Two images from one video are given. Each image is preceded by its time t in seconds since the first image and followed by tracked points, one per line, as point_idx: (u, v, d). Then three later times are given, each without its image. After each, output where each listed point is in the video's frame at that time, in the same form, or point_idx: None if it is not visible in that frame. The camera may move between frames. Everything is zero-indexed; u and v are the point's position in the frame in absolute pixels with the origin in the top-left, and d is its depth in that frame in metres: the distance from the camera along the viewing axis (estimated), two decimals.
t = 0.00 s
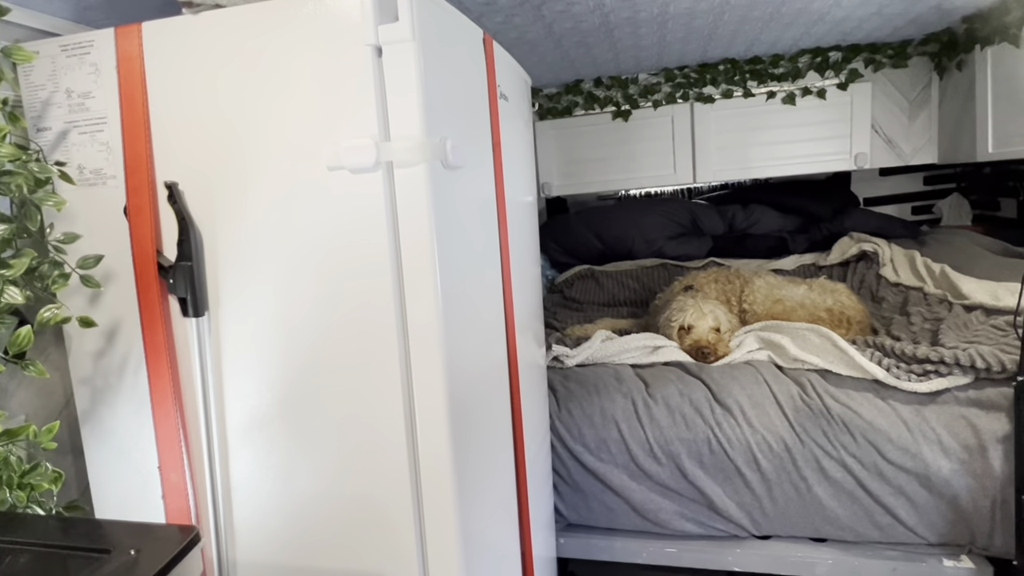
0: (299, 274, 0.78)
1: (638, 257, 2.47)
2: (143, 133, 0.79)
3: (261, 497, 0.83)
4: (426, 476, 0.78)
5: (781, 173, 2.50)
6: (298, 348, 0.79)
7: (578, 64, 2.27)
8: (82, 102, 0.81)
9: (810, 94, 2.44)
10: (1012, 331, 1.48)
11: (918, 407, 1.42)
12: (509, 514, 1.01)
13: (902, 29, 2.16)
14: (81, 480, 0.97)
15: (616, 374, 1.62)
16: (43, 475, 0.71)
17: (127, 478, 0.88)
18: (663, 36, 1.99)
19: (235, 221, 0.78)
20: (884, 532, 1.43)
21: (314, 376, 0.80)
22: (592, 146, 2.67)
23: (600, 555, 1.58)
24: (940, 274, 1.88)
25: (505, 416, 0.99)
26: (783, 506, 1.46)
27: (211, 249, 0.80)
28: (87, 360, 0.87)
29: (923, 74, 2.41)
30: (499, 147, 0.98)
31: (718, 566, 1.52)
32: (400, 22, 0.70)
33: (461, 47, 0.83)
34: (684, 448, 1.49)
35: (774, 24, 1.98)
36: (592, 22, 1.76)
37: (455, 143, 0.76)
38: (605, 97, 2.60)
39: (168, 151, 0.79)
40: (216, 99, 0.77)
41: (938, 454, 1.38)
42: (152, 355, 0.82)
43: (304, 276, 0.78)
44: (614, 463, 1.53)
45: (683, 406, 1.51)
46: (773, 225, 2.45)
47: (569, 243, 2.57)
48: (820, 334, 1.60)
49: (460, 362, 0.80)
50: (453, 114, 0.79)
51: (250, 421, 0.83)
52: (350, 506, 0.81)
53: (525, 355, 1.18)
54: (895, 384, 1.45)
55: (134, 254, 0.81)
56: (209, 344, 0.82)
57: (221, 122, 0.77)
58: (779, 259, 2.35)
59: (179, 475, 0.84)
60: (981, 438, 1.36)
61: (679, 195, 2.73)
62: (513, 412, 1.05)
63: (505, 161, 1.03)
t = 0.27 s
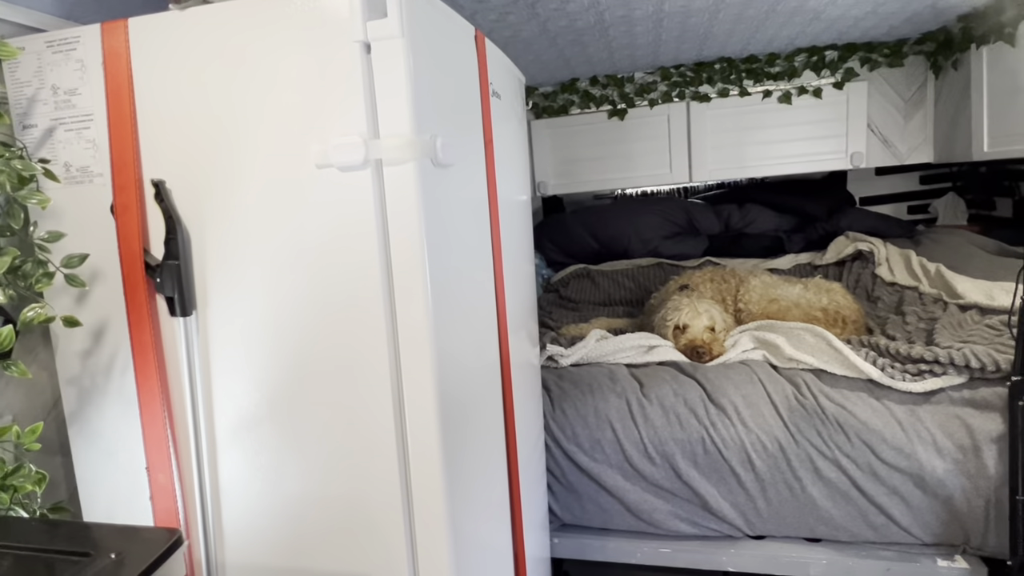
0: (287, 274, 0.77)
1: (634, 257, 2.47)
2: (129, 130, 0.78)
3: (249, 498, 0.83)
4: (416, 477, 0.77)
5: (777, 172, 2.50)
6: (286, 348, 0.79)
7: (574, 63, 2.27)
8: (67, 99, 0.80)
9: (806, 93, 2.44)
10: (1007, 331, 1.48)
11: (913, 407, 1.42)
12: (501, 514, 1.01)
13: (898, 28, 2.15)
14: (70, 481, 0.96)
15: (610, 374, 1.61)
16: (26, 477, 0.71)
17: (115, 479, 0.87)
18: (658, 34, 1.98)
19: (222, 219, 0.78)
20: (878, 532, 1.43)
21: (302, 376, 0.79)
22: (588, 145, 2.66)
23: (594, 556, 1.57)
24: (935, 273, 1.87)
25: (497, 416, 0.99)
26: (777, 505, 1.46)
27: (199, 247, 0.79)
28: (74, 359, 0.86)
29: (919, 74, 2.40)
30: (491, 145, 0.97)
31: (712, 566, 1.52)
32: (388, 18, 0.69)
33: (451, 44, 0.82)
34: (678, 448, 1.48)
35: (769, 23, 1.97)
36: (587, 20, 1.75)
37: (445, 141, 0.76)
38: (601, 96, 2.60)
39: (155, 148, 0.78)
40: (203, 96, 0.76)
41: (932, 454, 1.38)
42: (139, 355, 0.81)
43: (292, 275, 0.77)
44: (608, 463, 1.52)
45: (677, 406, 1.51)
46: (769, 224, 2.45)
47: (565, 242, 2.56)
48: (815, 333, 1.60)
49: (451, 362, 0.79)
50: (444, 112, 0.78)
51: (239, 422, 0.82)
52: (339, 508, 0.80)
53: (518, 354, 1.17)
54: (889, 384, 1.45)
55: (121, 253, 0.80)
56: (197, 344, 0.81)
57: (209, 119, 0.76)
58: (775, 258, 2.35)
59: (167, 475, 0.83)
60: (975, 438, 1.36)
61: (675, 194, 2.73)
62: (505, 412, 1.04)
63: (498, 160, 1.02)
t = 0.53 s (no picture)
0: (277, 271, 0.76)
1: (629, 255, 2.47)
2: (116, 126, 0.78)
3: (239, 498, 0.82)
4: (407, 477, 0.76)
5: (772, 170, 2.50)
6: (275, 346, 0.78)
7: (569, 60, 2.26)
8: (54, 94, 0.79)
9: (801, 91, 2.44)
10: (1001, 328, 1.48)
11: (907, 405, 1.42)
12: (494, 513, 1.00)
13: (893, 26, 2.15)
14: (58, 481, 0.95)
15: (605, 372, 1.61)
16: (11, 477, 0.71)
17: (103, 479, 0.86)
18: (654, 32, 1.98)
19: (211, 216, 0.77)
20: (873, 530, 1.43)
21: (292, 375, 0.78)
22: (583, 143, 2.65)
23: (589, 555, 1.57)
24: (930, 271, 1.87)
25: (489, 415, 0.98)
26: (772, 504, 1.46)
27: (187, 245, 0.78)
28: (61, 358, 0.85)
29: (913, 72, 2.40)
30: (483, 142, 0.96)
31: (707, 565, 1.51)
32: (378, 12, 0.68)
33: (442, 39, 0.82)
34: (673, 447, 1.48)
35: (765, 20, 1.97)
36: (581, 17, 1.75)
37: (435, 137, 0.75)
38: (596, 94, 2.59)
39: (143, 144, 0.78)
40: (192, 92, 0.75)
41: (926, 452, 1.38)
42: (127, 353, 0.80)
43: (282, 272, 0.76)
44: (603, 462, 1.52)
45: (672, 404, 1.51)
46: (764, 222, 2.44)
47: (560, 240, 2.56)
48: (810, 332, 1.59)
49: (442, 360, 0.78)
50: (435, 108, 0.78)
51: (228, 421, 0.81)
52: (329, 508, 0.80)
53: (512, 352, 1.16)
54: (884, 382, 1.44)
55: (108, 250, 0.79)
56: (186, 342, 0.80)
57: (197, 115, 0.75)
58: (770, 256, 2.35)
59: (156, 475, 0.82)
60: (969, 436, 1.36)
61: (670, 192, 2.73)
62: (499, 411, 1.04)
63: (490, 156, 1.01)
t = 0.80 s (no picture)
0: (264, 269, 0.76)
1: (622, 253, 2.47)
2: (101, 122, 0.77)
3: (228, 497, 0.81)
4: (397, 475, 0.76)
5: (764, 168, 2.51)
6: (263, 344, 0.77)
7: (560, 58, 2.26)
8: (37, 90, 0.78)
9: (792, 89, 2.44)
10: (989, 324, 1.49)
11: (897, 401, 1.42)
12: (485, 511, 1.00)
13: (883, 23, 2.16)
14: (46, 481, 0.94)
15: (597, 369, 1.61)
16: None
17: (90, 479, 0.85)
18: (645, 29, 1.98)
19: (198, 213, 0.76)
20: (863, 525, 1.43)
21: (280, 372, 0.78)
22: (575, 141, 2.65)
23: (582, 552, 1.57)
24: (920, 267, 1.88)
25: (480, 412, 0.98)
26: (763, 500, 1.46)
27: (174, 242, 0.77)
28: (46, 357, 0.84)
29: (903, 70, 2.41)
30: (473, 139, 0.96)
31: (699, 561, 1.51)
32: (365, 7, 0.68)
33: (430, 34, 0.81)
34: (665, 444, 1.48)
35: (756, 18, 1.97)
36: (573, 14, 1.74)
37: (424, 133, 0.75)
38: (588, 92, 2.58)
39: (129, 141, 0.77)
40: (178, 88, 0.75)
41: (916, 448, 1.38)
42: (113, 352, 0.80)
43: (269, 269, 0.76)
44: (595, 459, 1.52)
45: (664, 401, 1.51)
46: (756, 220, 2.45)
47: (553, 238, 2.56)
48: (801, 328, 1.60)
49: (432, 357, 0.78)
50: (423, 103, 0.77)
51: (216, 420, 0.80)
52: (318, 506, 0.79)
53: (503, 350, 1.16)
54: (874, 378, 1.45)
55: (94, 247, 0.78)
56: (173, 341, 0.80)
57: (183, 111, 0.75)
58: (762, 254, 2.35)
59: (143, 475, 0.82)
60: (958, 431, 1.37)
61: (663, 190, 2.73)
62: (490, 409, 1.03)
63: (480, 153, 1.01)
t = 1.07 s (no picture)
0: (257, 272, 0.76)
1: (613, 253, 2.48)
2: (92, 126, 0.77)
3: (221, 499, 0.82)
4: (390, 475, 0.77)
5: (752, 168, 2.53)
6: (256, 347, 0.78)
7: (551, 60, 2.27)
8: (28, 95, 0.78)
9: (780, 90, 2.46)
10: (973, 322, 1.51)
11: (884, 398, 1.44)
12: (478, 510, 1.00)
13: (869, 26, 2.18)
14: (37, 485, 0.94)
15: (589, 369, 1.62)
16: None
17: (82, 483, 0.85)
18: (635, 31, 1.99)
19: (190, 217, 0.77)
20: (851, 521, 1.45)
21: (273, 375, 0.78)
22: (566, 142, 2.66)
23: (575, 551, 1.58)
24: (906, 267, 1.91)
25: (473, 412, 0.99)
26: (753, 498, 1.47)
27: (166, 246, 0.78)
28: (37, 361, 0.84)
29: (889, 71, 2.44)
30: (464, 142, 0.97)
31: (691, 559, 1.53)
32: (355, 12, 0.68)
33: (421, 37, 0.82)
34: (656, 443, 1.49)
35: (744, 20, 1.99)
36: (563, 16, 1.75)
37: (415, 137, 0.75)
38: (579, 93, 2.59)
39: (120, 145, 0.77)
40: (168, 92, 0.75)
41: (903, 444, 1.40)
42: (105, 355, 0.80)
43: (262, 273, 0.76)
44: (587, 459, 1.53)
45: (655, 401, 1.52)
46: (745, 220, 2.47)
47: (544, 239, 2.57)
48: (789, 328, 1.61)
49: (424, 358, 0.79)
50: (414, 107, 0.78)
51: (209, 422, 0.81)
52: (311, 507, 0.80)
53: (495, 350, 1.17)
54: (861, 376, 1.47)
55: (85, 252, 0.79)
56: (166, 344, 0.80)
57: (174, 115, 0.75)
58: (751, 254, 2.38)
59: (136, 478, 0.82)
60: (943, 427, 1.39)
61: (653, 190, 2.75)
62: (482, 408, 1.04)
63: (471, 156, 1.02)
